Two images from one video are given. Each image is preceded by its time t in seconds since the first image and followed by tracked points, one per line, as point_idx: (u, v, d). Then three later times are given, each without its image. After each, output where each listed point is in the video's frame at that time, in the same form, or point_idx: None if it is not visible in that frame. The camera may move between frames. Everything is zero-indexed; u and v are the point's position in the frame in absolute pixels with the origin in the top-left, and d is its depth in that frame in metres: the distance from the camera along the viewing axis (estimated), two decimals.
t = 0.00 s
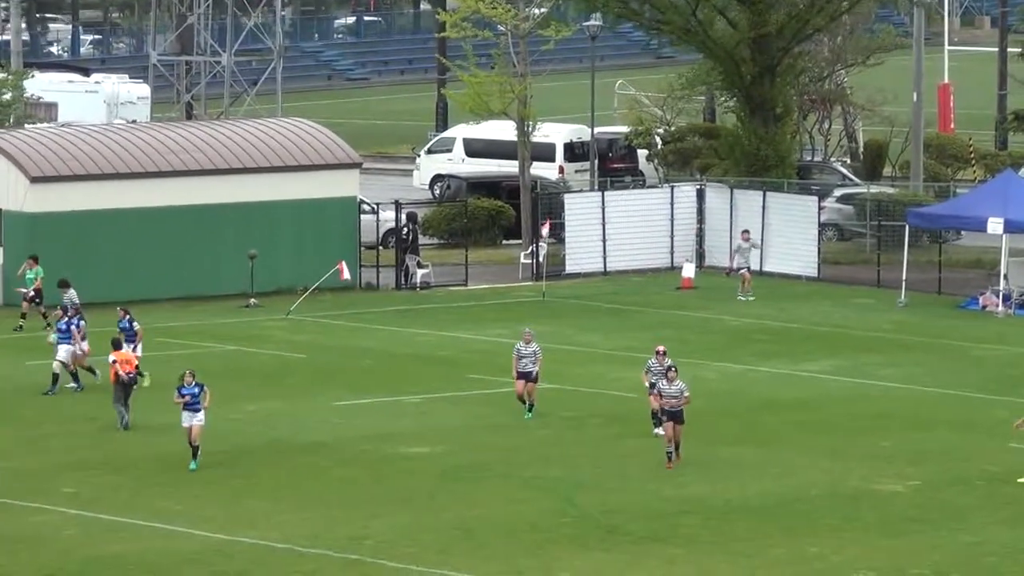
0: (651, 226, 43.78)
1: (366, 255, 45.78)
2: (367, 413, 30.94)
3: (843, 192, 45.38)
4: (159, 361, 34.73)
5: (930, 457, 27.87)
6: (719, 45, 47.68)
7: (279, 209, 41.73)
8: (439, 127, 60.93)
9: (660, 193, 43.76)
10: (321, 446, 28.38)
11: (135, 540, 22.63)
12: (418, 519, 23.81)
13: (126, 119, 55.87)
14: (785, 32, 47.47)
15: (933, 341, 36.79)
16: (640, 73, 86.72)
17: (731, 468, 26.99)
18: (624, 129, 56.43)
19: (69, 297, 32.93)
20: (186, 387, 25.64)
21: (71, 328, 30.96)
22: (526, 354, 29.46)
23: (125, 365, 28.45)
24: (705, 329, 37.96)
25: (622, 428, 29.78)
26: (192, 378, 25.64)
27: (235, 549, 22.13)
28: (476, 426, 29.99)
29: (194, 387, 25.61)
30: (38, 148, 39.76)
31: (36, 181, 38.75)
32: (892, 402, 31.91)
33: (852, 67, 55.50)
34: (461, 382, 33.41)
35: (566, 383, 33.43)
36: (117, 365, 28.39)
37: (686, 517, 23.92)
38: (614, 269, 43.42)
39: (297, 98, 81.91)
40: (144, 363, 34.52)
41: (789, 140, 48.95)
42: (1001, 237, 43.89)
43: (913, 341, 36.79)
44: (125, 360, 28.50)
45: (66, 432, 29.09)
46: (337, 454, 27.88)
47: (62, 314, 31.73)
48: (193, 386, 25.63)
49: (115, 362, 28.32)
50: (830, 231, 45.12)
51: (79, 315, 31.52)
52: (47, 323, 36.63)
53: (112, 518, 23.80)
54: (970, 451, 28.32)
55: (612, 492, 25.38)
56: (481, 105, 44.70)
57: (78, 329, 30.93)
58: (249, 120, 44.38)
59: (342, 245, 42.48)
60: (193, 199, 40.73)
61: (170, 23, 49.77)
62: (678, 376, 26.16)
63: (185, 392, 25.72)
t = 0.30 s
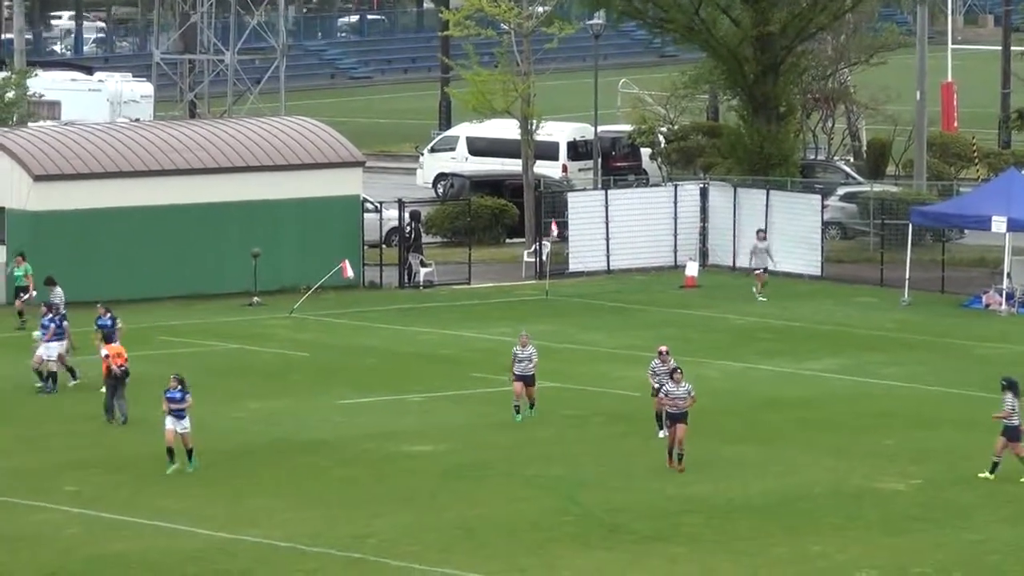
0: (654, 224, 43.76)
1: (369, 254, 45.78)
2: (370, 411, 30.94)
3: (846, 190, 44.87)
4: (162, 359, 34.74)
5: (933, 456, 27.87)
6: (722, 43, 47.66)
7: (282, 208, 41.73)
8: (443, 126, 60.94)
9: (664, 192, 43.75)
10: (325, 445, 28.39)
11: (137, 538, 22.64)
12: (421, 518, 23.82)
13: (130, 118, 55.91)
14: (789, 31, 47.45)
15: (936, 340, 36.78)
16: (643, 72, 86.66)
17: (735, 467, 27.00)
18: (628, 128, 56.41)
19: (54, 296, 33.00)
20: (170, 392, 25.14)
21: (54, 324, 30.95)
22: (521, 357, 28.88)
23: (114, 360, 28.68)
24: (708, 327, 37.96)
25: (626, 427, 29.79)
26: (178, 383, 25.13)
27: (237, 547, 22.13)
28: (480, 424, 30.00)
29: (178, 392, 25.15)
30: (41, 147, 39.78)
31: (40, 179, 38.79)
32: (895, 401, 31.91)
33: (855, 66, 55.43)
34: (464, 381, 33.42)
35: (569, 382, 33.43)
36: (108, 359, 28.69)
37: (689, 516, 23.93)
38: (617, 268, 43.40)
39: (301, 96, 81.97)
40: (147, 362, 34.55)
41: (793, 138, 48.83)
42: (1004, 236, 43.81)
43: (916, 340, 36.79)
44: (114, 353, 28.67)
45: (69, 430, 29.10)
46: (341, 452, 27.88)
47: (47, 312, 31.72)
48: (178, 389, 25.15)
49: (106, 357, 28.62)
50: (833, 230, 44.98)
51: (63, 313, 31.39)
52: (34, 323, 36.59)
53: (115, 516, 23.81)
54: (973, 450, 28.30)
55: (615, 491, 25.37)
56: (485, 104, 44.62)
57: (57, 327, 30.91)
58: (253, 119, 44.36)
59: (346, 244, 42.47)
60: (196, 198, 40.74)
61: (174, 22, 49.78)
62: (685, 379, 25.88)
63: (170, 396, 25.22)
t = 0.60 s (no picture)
0: (658, 222, 43.75)
1: (374, 252, 45.77)
2: (374, 409, 30.95)
3: (851, 188, 45.07)
4: (165, 358, 34.75)
5: (937, 454, 27.86)
6: (727, 41, 47.68)
7: (287, 206, 41.74)
8: (447, 124, 60.94)
9: (668, 190, 43.75)
10: (329, 443, 28.40)
11: (139, 537, 22.64)
12: (423, 516, 23.83)
13: (135, 117, 55.90)
14: (793, 29, 47.43)
15: (939, 338, 36.77)
16: (646, 70, 86.63)
17: (739, 465, 27.00)
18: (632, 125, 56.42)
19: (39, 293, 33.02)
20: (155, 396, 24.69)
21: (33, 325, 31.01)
22: (522, 354, 29.03)
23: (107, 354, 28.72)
24: (712, 325, 37.97)
25: (630, 425, 29.78)
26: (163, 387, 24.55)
27: (241, 545, 22.13)
28: (484, 422, 29.99)
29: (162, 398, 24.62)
30: (45, 144, 39.81)
31: (44, 177, 38.80)
32: (899, 399, 31.89)
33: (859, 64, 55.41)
34: (469, 379, 33.42)
35: (574, 380, 33.44)
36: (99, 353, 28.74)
37: (693, 514, 23.94)
38: (621, 266, 43.39)
39: (305, 94, 81.92)
40: (152, 360, 34.54)
41: (796, 137, 48.71)
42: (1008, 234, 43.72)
43: (920, 338, 36.77)
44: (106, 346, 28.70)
45: (73, 428, 29.10)
46: (346, 450, 27.89)
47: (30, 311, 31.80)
48: (162, 393, 24.62)
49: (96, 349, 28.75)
50: (837, 228, 45.01)
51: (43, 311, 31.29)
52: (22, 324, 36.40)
53: (119, 515, 23.83)
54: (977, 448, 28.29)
55: (620, 489, 25.38)
56: (489, 102, 44.60)
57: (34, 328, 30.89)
58: (257, 117, 44.33)
59: (351, 241, 42.48)
60: (200, 196, 40.74)
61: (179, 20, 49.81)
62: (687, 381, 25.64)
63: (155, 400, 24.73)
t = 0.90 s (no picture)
0: (663, 221, 43.75)
1: (378, 250, 45.81)
2: (379, 407, 30.97)
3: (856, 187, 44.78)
4: (171, 356, 34.77)
5: (942, 452, 27.88)
6: (732, 39, 47.63)
7: (291, 204, 41.77)
8: (451, 123, 60.92)
9: (673, 188, 43.74)
10: (335, 441, 28.43)
11: (146, 534, 22.66)
12: (429, 514, 23.85)
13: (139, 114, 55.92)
14: (798, 28, 47.37)
15: (944, 335, 36.78)
16: (651, 68, 86.64)
17: (744, 463, 27.02)
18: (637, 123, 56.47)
19: (25, 293, 33.19)
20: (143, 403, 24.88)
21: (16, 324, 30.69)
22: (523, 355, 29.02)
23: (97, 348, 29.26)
24: (717, 324, 37.98)
25: (635, 423, 29.80)
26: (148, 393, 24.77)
27: (246, 543, 22.14)
28: (489, 421, 30.01)
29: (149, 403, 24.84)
30: (49, 142, 39.75)
31: (49, 176, 38.73)
32: (903, 397, 31.91)
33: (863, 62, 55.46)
34: (473, 377, 33.44)
35: (578, 378, 33.46)
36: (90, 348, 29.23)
37: (698, 512, 23.96)
38: (627, 264, 43.39)
39: (310, 93, 81.90)
40: (157, 358, 34.56)
41: (802, 135, 48.86)
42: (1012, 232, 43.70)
43: (925, 336, 36.79)
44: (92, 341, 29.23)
45: (79, 426, 29.11)
46: (350, 448, 27.91)
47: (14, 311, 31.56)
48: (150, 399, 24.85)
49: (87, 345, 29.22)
50: (842, 226, 44.86)
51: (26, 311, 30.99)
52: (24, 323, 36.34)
53: (125, 512, 23.84)
54: (982, 446, 28.30)
55: (625, 487, 25.39)
56: (494, 100, 44.58)
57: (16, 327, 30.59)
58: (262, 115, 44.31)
59: (354, 239, 42.55)
60: (204, 194, 40.74)
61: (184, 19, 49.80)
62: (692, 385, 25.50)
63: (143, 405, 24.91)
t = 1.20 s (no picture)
0: (667, 219, 43.75)
1: (382, 248, 45.81)
2: (384, 405, 30.97)
3: (860, 184, 44.96)
4: (175, 353, 34.78)
5: (947, 449, 27.87)
6: (736, 37, 47.64)
7: (296, 202, 41.79)
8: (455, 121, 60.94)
9: (677, 186, 43.76)
10: (340, 438, 28.42)
11: (150, 532, 22.66)
12: (434, 512, 23.84)
13: (143, 112, 55.88)
14: (802, 25, 47.37)
15: (948, 334, 36.78)
16: (655, 66, 86.59)
17: (749, 460, 27.01)
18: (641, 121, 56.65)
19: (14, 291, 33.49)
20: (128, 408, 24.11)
21: None
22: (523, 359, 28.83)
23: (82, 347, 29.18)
24: (721, 322, 37.97)
25: (640, 421, 29.79)
26: (135, 397, 23.97)
27: (250, 541, 22.14)
28: (494, 418, 30.01)
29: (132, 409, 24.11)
30: (54, 140, 39.73)
31: (53, 174, 38.72)
32: (908, 395, 31.91)
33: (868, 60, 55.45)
34: (478, 375, 33.43)
35: (583, 375, 33.45)
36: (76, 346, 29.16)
37: (704, 510, 23.95)
38: (632, 262, 43.36)
39: (314, 91, 81.88)
40: (162, 356, 34.57)
41: (807, 132, 48.69)
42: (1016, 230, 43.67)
43: (929, 334, 36.79)
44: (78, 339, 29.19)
45: (83, 424, 29.10)
46: (355, 446, 27.91)
47: None
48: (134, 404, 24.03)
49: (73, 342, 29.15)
50: (847, 223, 45.01)
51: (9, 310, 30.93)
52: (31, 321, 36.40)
53: (130, 510, 23.84)
54: (988, 444, 28.29)
55: (630, 486, 25.38)
56: (498, 97, 44.58)
57: None
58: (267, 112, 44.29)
59: (359, 238, 42.57)
60: (209, 192, 40.75)
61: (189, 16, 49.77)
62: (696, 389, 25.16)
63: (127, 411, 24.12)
